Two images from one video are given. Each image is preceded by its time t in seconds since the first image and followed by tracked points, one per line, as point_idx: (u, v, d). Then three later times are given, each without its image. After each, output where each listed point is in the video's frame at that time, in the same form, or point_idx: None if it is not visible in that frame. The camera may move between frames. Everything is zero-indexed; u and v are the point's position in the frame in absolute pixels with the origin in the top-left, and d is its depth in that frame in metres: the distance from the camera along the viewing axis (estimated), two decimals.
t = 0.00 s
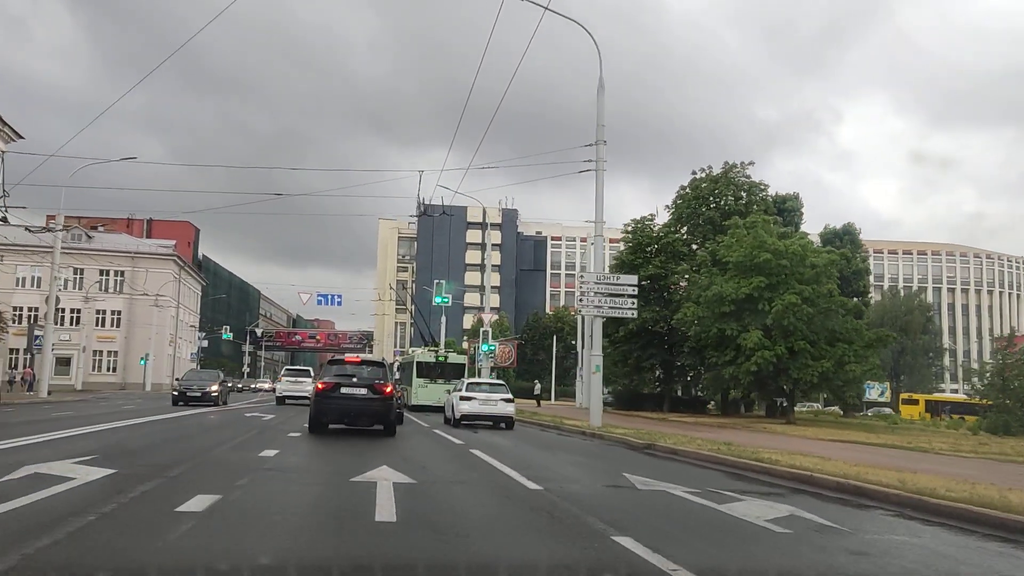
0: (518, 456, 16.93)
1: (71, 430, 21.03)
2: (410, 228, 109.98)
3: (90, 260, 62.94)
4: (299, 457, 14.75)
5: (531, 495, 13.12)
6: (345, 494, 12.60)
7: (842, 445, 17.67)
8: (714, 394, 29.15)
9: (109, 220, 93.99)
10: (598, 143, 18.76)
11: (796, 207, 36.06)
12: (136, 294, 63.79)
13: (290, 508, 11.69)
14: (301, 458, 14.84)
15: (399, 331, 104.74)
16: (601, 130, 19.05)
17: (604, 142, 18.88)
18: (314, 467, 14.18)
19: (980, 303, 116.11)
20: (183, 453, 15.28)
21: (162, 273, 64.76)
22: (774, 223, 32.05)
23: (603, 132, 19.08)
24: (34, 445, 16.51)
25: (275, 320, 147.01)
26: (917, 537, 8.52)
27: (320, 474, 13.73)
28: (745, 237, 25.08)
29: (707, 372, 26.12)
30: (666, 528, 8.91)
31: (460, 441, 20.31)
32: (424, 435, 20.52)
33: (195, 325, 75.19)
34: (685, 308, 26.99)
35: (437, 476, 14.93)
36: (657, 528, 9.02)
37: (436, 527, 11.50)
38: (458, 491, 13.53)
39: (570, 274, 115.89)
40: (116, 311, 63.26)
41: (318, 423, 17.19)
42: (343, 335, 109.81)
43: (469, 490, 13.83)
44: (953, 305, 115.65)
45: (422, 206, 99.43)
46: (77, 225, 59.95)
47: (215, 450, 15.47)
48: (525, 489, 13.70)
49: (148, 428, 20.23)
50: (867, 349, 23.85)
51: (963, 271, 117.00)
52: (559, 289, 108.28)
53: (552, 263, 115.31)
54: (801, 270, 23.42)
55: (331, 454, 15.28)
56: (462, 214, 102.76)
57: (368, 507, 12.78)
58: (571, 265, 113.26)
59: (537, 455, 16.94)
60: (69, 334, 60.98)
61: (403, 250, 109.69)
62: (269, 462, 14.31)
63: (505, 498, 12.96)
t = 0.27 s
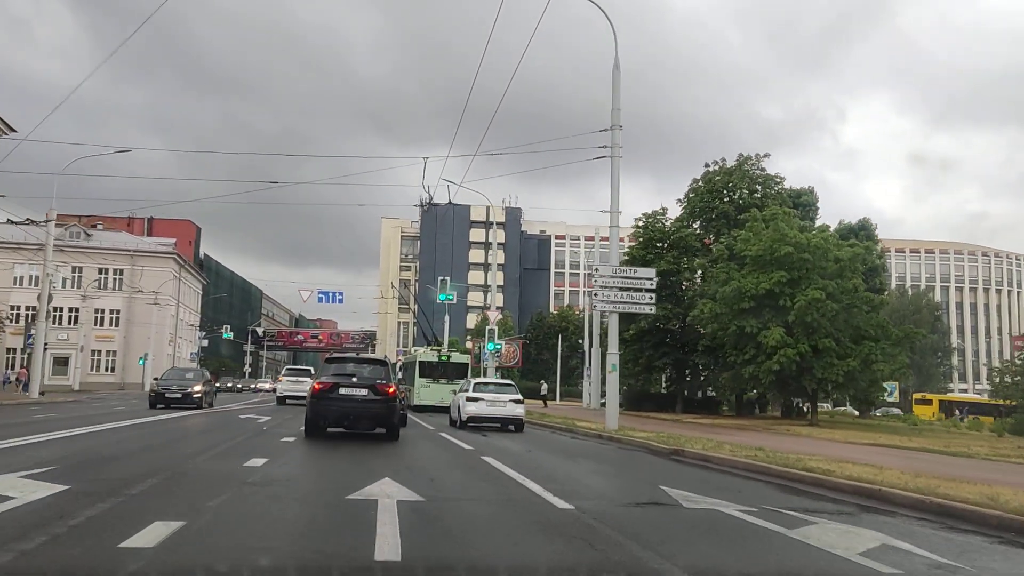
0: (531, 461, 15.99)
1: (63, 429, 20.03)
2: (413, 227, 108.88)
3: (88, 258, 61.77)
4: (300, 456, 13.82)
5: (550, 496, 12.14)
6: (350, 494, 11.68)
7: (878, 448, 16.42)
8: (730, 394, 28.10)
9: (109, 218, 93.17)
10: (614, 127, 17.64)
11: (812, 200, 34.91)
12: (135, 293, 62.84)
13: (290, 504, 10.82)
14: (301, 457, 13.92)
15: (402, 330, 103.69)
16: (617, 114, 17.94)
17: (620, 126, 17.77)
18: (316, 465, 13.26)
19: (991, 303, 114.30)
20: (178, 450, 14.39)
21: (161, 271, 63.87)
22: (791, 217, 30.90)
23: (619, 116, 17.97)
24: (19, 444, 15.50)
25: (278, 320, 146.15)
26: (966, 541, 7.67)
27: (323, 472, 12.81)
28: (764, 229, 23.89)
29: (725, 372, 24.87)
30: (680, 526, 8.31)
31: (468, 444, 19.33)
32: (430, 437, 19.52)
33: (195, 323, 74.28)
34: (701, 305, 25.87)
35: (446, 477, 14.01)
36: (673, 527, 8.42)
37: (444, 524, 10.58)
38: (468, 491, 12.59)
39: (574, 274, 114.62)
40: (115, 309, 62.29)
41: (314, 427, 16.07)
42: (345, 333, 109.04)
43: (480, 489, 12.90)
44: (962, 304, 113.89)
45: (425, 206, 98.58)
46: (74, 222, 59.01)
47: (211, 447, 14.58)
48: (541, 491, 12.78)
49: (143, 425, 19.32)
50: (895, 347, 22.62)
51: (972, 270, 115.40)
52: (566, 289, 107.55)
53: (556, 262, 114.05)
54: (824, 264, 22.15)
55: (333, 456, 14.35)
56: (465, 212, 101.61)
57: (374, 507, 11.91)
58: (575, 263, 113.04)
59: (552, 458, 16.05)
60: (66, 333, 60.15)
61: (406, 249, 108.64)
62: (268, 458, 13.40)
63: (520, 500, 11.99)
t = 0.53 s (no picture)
0: (546, 462, 15.06)
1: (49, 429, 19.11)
2: (415, 226, 107.82)
3: (87, 256, 60.65)
4: (300, 459, 12.91)
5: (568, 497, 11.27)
6: (355, 494, 10.78)
7: (915, 451, 15.33)
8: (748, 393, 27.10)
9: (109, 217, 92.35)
10: (631, 111, 16.58)
11: (828, 193, 33.85)
12: (134, 291, 62.04)
13: (291, 504, 9.92)
14: (301, 459, 13.00)
15: (405, 329, 102.75)
16: (633, 97, 16.89)
17: (637, 110, 16.73)
18: (317, 467, 12.34)
19: (1001, 301, 112.65)
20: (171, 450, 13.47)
21: (161, 270, 63.21)
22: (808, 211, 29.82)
23: (636, 99, 16.90)
24: None
25: (280, 319, 145.45)
26: (1022, 553, 6.86)
27: (325, 473, 11.90)
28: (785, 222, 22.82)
29: (743, 372, 23.81)
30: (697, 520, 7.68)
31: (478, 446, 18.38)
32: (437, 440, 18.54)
33: (196, 322, 73.39)
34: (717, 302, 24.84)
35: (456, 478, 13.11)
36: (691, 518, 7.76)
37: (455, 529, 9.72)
38: (481, 493, 11.69)
39: (578, 272, 113.45)
40: (113, 309, 61.39)
41: (310, 430, 15.04)
42: (347, 333, 108.16)
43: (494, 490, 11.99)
44: (972, 303, 112.27)
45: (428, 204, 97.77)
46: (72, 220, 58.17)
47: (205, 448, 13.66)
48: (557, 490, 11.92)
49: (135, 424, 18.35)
50: (923, 345, 21.51)
51: (982, 268, 113.84)
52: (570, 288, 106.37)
53: (560, 260, 112.87)
54: (849, 258, 21.06)
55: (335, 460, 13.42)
56: (468, 211, 100.52)
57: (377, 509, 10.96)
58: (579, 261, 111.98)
59: (570, 458, 15.14)
60: (64, 332, 59.44)
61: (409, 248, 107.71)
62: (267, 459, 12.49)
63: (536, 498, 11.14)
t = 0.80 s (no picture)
0: (563, 461, 14.21)
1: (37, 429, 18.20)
2: (418, 224, 106.76)
3: (85, 254, 59.56)
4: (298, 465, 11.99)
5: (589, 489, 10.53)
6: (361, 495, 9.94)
7: (956, 454, 14.25)
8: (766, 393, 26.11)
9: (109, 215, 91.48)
10: (649, 93, 15.57)
11: (844, 187, 32.80)
12: (133, 290, 61.10)
13: (289, 503, 9.12)
14: (300, 464, 12.04)
15: (408, 328, 101.80)
16: (651, 78, 15.90)
17: (656, 92, 15.73)
18: (318, 471, 11.42)
19: (1010, 300, 111.27)
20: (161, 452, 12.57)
21: (160, 268, 62.14)
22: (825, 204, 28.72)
23: (654, 81, 15.91)
24: None
25: (282, 319, 144.71)
26: None
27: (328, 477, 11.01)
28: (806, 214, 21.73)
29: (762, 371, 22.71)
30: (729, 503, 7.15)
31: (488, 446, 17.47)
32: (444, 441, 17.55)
33: (196, 320, 72.48)
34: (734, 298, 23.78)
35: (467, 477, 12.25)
36: (730, 504, 7.30)
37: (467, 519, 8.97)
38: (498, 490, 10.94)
39: (581, 271, 112.34)
40: (112, 308, 60.42)
41: (306, 435, 13.99)
42: (350, 332, 107.24)
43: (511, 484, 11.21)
44: (981, 302, 110.74)
45: (430, 203, 96.99)
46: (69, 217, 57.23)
47: (197, 447, 12.72)
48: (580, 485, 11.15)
49: (128, 421, 17.36)
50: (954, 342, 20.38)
51: (991, 267, 112.38)
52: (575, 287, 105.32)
53: (564, 259, 111.79)
54: (875, 251, 19.87)
55: (336, 463, 12.51)
56: (470, 209, 99.45)
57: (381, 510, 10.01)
58: (583, 260, 110.93)
59: (586, 457, 14.30)
60: (62, 331, 58.66)
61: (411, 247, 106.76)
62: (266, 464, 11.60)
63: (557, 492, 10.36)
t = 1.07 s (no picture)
0: (575, 466, 13.34)
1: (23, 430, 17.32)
2: (420, 223, 105.81)
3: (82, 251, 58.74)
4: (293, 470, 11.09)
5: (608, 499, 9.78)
6: (361, 504, 9.05)
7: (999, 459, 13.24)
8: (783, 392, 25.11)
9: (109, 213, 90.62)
10: (667, 73, 14.64)
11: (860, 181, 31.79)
12: (132, 289, 60.20)
13: (282, 514, 8.24)
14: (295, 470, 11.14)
15: (410, 328, 100.88)
16: (671, 57, 14.95)
17: (675, 72, 14.78)
18: (314, 478, 10.54)
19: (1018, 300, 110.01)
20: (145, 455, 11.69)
21: (158, 267, 61.24)
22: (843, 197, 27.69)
23: (673, 61, 14.97)
24: None
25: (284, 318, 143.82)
26: None
27: (325, 484, 10.13)
28: (828, 205, 20.72)
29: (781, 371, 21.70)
30: (772, 540, 6.55)
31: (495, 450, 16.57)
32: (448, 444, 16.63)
33: (196, 320, 71.64)
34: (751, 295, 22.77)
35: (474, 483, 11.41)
36: (778, 533, 6.63)
37: (475, 534, 8.12)
38: (509, 500, 10.13)
39: (585, 270, 111.43)
40: (110, 307, 59.54)
41: (301, 439, 13.04)
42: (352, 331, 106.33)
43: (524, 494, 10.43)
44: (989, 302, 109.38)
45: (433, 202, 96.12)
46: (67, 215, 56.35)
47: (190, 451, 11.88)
48: (592, 492, 10.53)
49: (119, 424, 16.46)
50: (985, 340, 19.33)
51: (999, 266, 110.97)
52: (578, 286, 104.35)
53: (567, 258, 110.81)
54: (903, 243, 18.85)
55: (334, 469, 11.61)
56: (473, 207, 98.52)
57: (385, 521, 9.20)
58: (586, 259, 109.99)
59: (601, 462, 13.43)
60: (59, 331, 57.85)
61: (414, 245, 105.83)
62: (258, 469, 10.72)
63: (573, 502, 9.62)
